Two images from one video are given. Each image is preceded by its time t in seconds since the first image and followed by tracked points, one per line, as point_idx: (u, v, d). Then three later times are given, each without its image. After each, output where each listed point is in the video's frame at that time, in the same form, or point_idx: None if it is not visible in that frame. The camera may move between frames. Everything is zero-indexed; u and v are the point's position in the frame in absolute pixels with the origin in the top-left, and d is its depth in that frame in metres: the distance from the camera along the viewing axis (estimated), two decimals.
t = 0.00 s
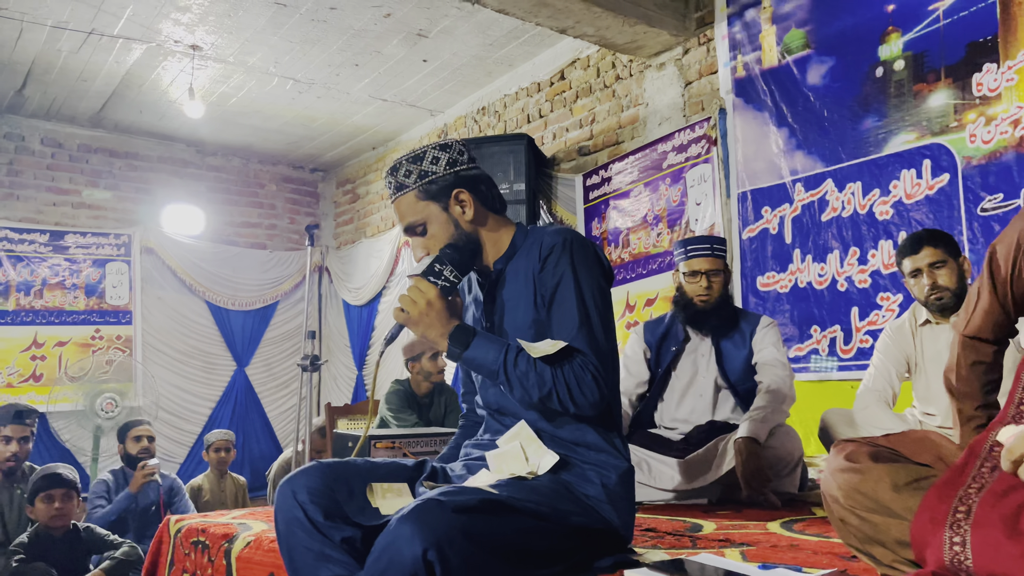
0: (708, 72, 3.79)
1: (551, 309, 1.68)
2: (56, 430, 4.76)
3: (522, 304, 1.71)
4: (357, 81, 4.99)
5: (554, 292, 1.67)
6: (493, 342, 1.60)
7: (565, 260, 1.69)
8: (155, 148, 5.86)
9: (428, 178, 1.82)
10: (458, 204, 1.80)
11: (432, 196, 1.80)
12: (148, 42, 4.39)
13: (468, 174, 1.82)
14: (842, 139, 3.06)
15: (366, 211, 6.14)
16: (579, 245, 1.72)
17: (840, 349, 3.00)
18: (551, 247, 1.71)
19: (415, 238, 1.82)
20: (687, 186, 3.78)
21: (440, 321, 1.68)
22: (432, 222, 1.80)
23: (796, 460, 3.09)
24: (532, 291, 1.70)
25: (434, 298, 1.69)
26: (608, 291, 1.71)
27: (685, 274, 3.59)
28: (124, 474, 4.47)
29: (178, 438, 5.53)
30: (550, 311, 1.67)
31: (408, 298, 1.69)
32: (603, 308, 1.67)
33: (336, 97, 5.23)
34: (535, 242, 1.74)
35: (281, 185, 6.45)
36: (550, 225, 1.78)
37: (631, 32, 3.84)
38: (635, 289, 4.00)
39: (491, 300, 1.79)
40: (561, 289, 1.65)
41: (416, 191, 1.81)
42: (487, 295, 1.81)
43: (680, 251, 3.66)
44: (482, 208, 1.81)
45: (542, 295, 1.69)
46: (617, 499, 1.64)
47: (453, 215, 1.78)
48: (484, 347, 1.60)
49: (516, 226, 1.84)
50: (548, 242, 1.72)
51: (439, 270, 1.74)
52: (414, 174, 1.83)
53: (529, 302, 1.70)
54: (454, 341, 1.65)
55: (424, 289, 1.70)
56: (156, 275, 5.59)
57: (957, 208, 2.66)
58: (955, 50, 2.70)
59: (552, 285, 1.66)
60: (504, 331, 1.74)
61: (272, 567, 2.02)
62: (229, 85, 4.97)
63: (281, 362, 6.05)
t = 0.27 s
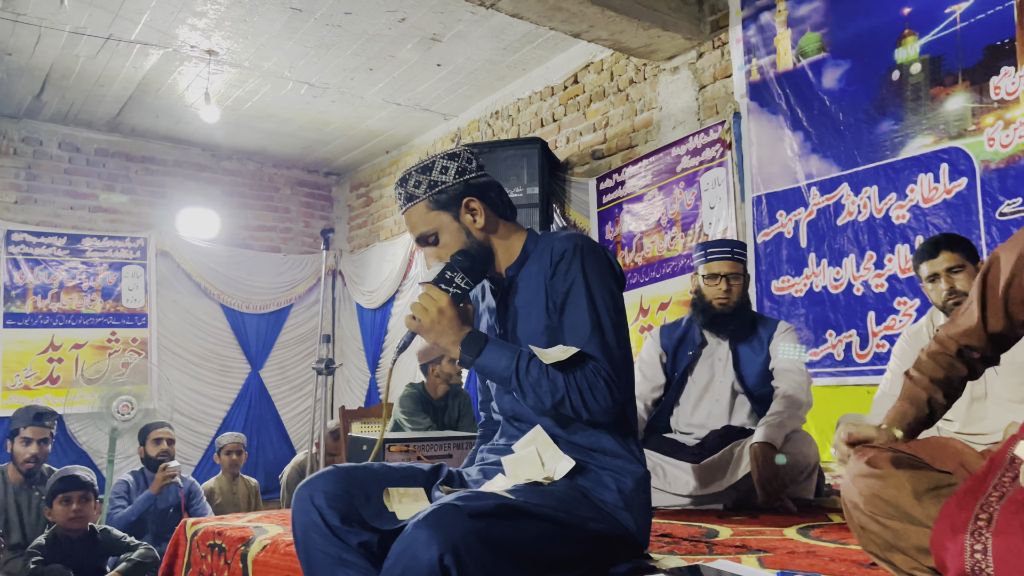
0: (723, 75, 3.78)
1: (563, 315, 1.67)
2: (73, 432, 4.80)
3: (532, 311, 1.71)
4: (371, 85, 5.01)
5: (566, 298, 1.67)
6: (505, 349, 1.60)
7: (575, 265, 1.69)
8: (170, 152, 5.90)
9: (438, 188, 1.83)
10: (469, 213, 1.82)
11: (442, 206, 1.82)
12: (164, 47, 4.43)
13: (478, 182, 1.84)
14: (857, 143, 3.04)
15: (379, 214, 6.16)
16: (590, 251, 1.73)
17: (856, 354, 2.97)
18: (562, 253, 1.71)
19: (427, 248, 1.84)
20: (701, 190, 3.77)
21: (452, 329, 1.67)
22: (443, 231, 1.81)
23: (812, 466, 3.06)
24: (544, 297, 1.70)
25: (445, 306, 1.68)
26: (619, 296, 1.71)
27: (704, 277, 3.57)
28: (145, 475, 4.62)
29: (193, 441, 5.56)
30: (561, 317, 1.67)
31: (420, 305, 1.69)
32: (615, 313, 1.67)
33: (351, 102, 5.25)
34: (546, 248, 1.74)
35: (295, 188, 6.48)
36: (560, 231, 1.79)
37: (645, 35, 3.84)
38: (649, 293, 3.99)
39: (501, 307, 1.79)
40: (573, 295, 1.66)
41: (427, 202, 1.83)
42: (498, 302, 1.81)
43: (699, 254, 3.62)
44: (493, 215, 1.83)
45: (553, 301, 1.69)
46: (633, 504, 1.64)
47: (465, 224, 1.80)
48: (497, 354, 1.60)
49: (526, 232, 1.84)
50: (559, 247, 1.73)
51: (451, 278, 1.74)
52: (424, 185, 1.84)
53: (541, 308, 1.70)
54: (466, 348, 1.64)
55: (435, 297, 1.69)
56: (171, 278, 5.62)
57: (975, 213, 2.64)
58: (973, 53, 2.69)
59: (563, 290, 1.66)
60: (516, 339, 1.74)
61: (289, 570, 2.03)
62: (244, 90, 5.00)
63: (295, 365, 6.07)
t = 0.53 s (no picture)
0: (738, 78, 3.77)
1: (579, 320, 1.67)
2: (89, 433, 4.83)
3: (548, 316, 1.71)
4: (385, 88, 5.03)
5: (582, 303, 1.66)
6: (522, 355, 1.60)
7: (591, 270, 1.69)
8: (186, 155, 5.94)
9: (450, 195, 1.83)
10: (482, 219, 1.82)
11: (456, 214, 1.82)
12: (181, 51, 4.46)
13: (491, 188, 1.84)
14: (874, 146, 3.02)
15: (393, 217, 6.18)
16: (605, 255, 1.72)
17: (873, 358, 2.95)
18: (577, 258, 1.71)
19: (441, 255, 1.84)
20: (716, 193, 3.75)
21: (469, 335, 1.66)
22: (457, 239, 1.82)
23: (829, 470, 3.02)
24: (560, 302, 1.69)
25: (462, 313, 1.68)
26: (635, 300, 1.70)
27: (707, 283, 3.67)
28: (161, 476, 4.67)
29: (208, 442, 5.59)
30: (578, 322, 1.66)
31: (437, 313, 1.68)
32: (632, 318, 1.66)
33: (365, 105, 5.27)
34: (561, 253, 1.74)
35: (309, 191, 6.51)
36: (575, 236, 1.78)
37: (660, 38, 3.83)
38: (663, 296, 3.97)
39: (517, 312, 1.79)
40: (589, 299, 1.65)
41: (440, 210, 1.83)
42: (513, 307, 1.80)
43: (699, 260, 3.75)
44: (506, 221, 1.83)
45: (569, 306, 1.68)
46: (651, 509, 1.63)
47: (478, 230, 1.79)
48: (514, 360, 1.60)
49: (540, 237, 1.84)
50: (574, 252, 1.72)
51: (467, 285, 1.75)
52: (437, 193, 1.84)
53: (557, 313, 1.69)
54: (483, 354, 1.64)
55: (452, 304, 1.68)
56: (187, 281, 5.65)
57: (994, 217, 2.61)
58: (991, 56, 2.66)
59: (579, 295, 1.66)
60: (532, 344, 1.73)
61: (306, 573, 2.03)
62: (259, 93, 5.02)
63: (308, 366, 6.10)
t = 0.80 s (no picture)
0: (752, 77, 3.75)
1: (592, 319, 1.66)
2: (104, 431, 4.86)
3: (560, 315, 1.70)
4: (398, 88, 5.04)
5: (595, 301, 1.66)
6: (535, 354, 1.59)
7: (603, 268, 1.68)
8: (200, 155, 5.98)
9: (462, 195, 1.83)
10: (494, 218, 1.81)
11: (467, 214, 1.82)
12: (196, 52, 4.49)
13: (502, 188, 1.83)
14: (890, 146, 3.00)
15: (405, 217, 6.20)
16: (618, 254, 1.72)
17: (889, 360, 2.93)
18: (589, 256, 1.70)
19: (453, 255, 1.84)
20: (729, 193, 3.74)
21: (482, 334, 1.67)
22: (469, 239, 1.81)
23: (843, 472, 3.01)
24: (573, 301, 1.69)
25: (474, 312, 1.67)
26: (648, 299, 1.69)
27: (704, 285, 3.66)
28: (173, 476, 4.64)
29: (221, 441, 5.61)
30: (590, 321, 1.66)
31: (450, 312, 1.68)
32: (644, 317, 1.65)
33: (378, 105, 5.28)
34: (573, 251, 1.74)
35: (322, 191, 6.54)
36: (587, 235, 1.78)
37: (673, 38, 3.83)
38: (675, 297, 3.95)
39: (529, 312, 1.79)
40: (601, 298, 1.65)
41: (452, 209, 1.83)
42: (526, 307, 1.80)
43: (698, 263, 3.76)
44: (518, 221, 1.82)
45: (582, 304, 1.68)
46: (666, 510, 1.62)
47: (489, 230, 1.79)
48: (527, 359, 1.60)
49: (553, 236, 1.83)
50: (586, 251, 1.72)
51: (480, 284, 1.74)
52: (448, 193, 1.84)
53: (570, 312, 1.69)
54: (496, 353, 1.64)
55: (465, 303, 1.68)
56: (200, 280, 5.68)
57: (1012, 218, 2.59)
58: (1009, 56, 2.64)
59: (592, 294, 1.66)
60: (544, 344, 1.73)
61: (321, 571, 2.04)
62: (273, 93, 5.04)
63: (321, 366, 6.12)
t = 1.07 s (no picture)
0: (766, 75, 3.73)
1: (605, 316, 1.64)
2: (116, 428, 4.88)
3: (572, 313, 1.69)
4: (410, 86, 5.04)
5: (607, 298, 1.64)
6: (547, 352, 1.58)
7: (616, 265, 1.67)
8: (212, 153, 5.99)
9: (471, 193, 1.87)
10: (504, 216, 1.83)
11: (478, 211, 1.85)
12: (208, 50, 4.50)
13: (511, 185, 1.86)
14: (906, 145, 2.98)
15: (416, 216, 6.20)
16: (630, 250, 1.70)
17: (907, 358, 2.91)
18: (601, 253, 1.69)
19: (465, 253, 1.87)
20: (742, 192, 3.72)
21: (494, 331, 1.65)
22: (480, 236, 1.84)
23: (858, 471, 3.03)
24: (585, 297, 1.67)
25: (486, 310, 1.65)
26: (661, 296, 1.67)
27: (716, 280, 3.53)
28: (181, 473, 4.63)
29: (232, 438, 5.63)
30: (603, 318, 1.64)
31: (461, 309, 1.66)
32: (657, 314, 1.63)
33: (389, 103, 5.28)
34: (585, 248, 1.72)
35: (333, 190, 6.55)
36: (600, 231, 1.76)
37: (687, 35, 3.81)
38: (686, 296, 3.93)
39: (541, 310, 1.77)
40: (614, 295, 1.63)
41: (462, 208, 1.86)
42: (538, 304, 1.78)
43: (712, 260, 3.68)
44: (530, 219, 1.83)
45: (594, 302, 1.66)
46: (680, 507, 1.58)
47: (500, 227, 1.81)
48: (539, 357, 1.58)
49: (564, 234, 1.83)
50: (598, 247, 1.70)
51: (490, 283, 1.73)
52: (458, 192, 1.89)
53: (582, 309, 1.67)
54: (507, 351, 1.62)
55: (476, 301, 1.66)
56: (212, 278, 5.70)
57: None
58: None
59: (604, 291, 1.64)
60: (556, 341, 1.71)
61: (333, 566, 2.03)
62: (285, 92, 5.05)
63: (332, 364, 6.14)
